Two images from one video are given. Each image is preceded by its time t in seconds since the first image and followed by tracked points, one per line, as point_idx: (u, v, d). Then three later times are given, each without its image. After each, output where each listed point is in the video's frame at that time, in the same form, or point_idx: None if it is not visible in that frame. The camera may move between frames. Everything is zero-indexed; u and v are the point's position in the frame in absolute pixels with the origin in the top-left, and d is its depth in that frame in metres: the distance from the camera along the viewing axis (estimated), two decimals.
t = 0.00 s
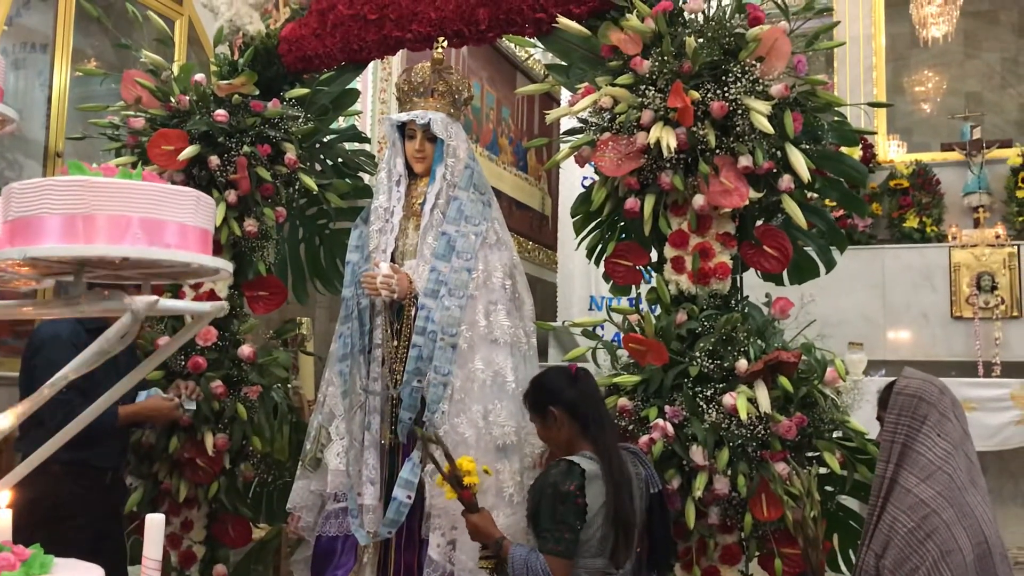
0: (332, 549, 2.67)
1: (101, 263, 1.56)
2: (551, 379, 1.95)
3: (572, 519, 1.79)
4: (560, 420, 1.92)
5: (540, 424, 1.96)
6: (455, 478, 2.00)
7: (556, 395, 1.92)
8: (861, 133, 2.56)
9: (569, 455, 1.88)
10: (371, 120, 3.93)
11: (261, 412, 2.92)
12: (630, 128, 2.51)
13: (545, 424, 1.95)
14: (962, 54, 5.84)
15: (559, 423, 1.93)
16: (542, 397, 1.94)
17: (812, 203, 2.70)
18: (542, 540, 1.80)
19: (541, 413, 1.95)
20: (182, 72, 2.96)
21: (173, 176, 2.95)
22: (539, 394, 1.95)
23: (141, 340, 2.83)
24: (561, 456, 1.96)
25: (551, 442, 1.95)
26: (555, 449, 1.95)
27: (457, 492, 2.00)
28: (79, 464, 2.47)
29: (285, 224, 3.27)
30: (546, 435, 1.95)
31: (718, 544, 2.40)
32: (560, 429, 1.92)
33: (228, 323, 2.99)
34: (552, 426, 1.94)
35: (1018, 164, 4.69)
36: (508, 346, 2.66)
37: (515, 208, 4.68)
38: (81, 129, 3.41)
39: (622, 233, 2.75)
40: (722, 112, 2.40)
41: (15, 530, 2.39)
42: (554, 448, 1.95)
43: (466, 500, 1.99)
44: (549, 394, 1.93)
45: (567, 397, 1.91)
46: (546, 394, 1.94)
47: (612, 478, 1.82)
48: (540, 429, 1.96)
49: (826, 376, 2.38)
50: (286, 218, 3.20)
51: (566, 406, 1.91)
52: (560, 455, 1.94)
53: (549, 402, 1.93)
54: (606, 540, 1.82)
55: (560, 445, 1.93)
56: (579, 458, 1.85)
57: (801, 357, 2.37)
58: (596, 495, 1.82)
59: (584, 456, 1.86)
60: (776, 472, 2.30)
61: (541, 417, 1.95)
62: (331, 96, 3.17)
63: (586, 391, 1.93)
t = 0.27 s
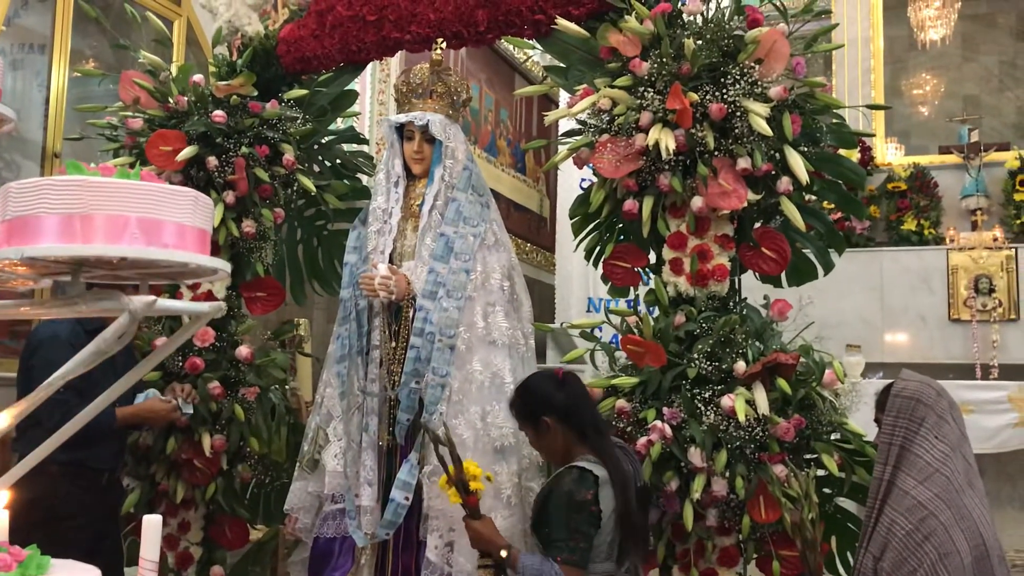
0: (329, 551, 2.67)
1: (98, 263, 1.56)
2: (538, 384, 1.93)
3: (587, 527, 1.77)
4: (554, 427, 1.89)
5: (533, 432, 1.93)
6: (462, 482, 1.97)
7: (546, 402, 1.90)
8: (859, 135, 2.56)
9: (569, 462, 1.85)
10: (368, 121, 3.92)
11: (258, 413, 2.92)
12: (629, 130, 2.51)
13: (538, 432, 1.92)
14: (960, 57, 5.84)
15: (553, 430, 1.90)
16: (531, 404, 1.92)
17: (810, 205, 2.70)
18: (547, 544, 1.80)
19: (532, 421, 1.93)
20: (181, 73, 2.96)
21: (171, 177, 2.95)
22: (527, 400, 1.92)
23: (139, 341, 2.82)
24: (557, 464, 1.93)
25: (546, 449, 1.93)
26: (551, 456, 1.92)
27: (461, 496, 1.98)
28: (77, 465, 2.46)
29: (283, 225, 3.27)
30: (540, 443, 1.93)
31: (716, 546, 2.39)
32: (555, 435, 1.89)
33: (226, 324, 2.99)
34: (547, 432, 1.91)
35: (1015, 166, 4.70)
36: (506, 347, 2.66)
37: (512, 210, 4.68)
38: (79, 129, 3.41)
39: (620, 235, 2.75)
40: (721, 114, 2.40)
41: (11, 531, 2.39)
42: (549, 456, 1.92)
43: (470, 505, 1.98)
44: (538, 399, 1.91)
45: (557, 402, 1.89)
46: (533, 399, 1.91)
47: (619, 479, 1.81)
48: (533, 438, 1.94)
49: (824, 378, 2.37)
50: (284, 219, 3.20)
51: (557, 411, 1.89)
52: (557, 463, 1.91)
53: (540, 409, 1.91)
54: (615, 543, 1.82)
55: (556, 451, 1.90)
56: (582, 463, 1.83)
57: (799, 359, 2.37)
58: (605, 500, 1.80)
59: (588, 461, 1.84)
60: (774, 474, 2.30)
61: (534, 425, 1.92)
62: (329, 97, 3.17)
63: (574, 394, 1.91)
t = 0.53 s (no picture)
0: (326, 552, 2.68)
1: (95, 262, 1.55)
2: (526, 391, 1.91)
3: (590, 537, 1.76)
4: (543, 435, 1.89)
5: (522, 439, 1.93)
6: (456, 499, 1.98)
7: (534, 408, 1.88)
8: (858, 136, 2.56)
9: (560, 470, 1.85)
10: (366, 122, 3.92)
11: (255, 414, 2.90)
12: (627, 130, 2.50)
13: (528, 439, 1.92)
14: (958, 58, 5.84)
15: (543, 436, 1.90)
16: (519, 411, 1.91)
17: (809, 205, 2.70)
18: (544, 545, 1.79)
19: (521, 428, 1.92)
20: (178, 73, 2.95)
21: (169, 177, 2.94)
22: (514, 407, 1.91)
23: (136, 341, 2.82)
24: (549, 470, 1.93)
25: (538, 457, 1.92)
26: (542, 463, 1.92)
27: (456, 514, 1.98)
28: (74, 465, 2.45)
29: (281, 225, 3.27)
30: (531, 450, 1.92)
31: (714, 546, 2.38)
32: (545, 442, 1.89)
33: (224, 325, 2.98)
34: (538, 439, 1.90)
35: (1013, 167, 4.70)
36: (504, 347, 2.65)
37: (511, 211, 4.68)
38: (77, 129, 3.40)
39: (619, 235, 2.74)
40: (719, 114, 2.40)
41: (7, 531, 2.38)
42: (541, 463, 1.92)
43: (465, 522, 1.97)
44: (525, 406, 1.89)
45: (546, 409, 1.88)
46: (521, 405, 1.90)
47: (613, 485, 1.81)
48: (524, 445, 1.93)
49: (822, 378, 2.37)
50: (282, 219, 3.19)
51: (546, 417, 1.88)
52: (549, 469, 1.91)
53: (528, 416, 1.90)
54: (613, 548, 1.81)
55: (547, 458, 1.90)
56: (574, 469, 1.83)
57: (797, 359, 2.37)
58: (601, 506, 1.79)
59: (583, 469, 1.83)
60: (772, 475, 2.29)
61: (523, 433, 1.92)
62: (328, 97, 3.16)
63: (562, 398, 1.90)
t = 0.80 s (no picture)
0: (323, 553, 2.67)
1: (91, 262, 1.55)
2: (525, 393, 1.90)
3: (587, 543, 1.75)
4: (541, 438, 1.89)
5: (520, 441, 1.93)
6: (448, 501, 1.93)
7: (532, 412, 1.88)
8: (855, 137, 2.57)
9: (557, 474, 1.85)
10: (364, 123, 3.91)
11: (253, 415, 2.90)
12: (624, 131, 2.50)
13: (526, 441, 1.92)
14: (955, 60, 5.85)
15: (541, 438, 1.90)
16: (517, 414, 1.90)
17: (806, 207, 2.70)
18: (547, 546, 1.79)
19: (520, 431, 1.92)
20: (175, 74, 2.94)
21: (166, 178, 2.94)
22: (512, 410, 1.90)
23: (133, 342, 2.81)
24: (548, 470, 1.93)
25: (537, 458, 1.92)
26: (540, 464, 1.93)
27: (448, 516, 1.95)
28: (71, 467, 2.45)
29: (278, 226, 3.26)
30: (529, 452, 1.92)
31: (712, 547, 2.39)
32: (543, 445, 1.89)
33: (220, 326, 2.98)
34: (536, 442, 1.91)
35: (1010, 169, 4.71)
36: (502, 349, 2.65)
37: (508, 212, 4.68)
38: (74, 130, 3.40)
39: (616, 236, 2.74)
40: (717, 115, 2.39)
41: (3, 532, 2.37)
42: (539, 464, 1.92)
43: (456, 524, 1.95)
44: (523, 409, 1.89)
45: (544, 412, 1.87)
46: (519, 408, 1.89)
47: (612, 490, 1.80)
48: (523, 446, 1.94)
49: (820, 380, 2.37)
50: (279, 220, 3.18)
51: (545, 421, 1.88)
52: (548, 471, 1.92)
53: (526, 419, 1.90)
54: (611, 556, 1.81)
55: (545, 460, 1.91)
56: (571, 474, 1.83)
57: (794, 360, 2.36)
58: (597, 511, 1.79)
59: (582, 473, 1.83)
60: (769, 476, 2.28)
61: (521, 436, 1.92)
62: (325, 98, 3.15)
63: (560, 400, 1.89)
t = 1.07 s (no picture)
0: (321, 555, 2.68)
1: (89, 263, 1.55)
2: (531, 393, 1.89)
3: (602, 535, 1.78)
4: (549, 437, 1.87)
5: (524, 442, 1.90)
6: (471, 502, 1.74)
7: (539, 411, 1.87)
8: (852, 139, 2.58)
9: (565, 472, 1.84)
10: (362, 124, 3.91)
11: (251, 416, 2.91)
12: (622, 132, 2.51)
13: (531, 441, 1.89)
14: (953, 62, 5.86)
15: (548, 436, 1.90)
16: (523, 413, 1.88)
17: (804, 208, 2.70)
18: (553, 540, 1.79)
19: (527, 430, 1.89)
20: (173, 75, 2.93)
21: (164, 179, 2.94)
22: (517, 410, 1.88)
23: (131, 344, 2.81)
24: (547, 472, 1.91)
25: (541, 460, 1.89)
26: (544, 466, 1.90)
27: (464, 509, 1.74)
28: (69, 467, 2.45)
29: (277, 227, 3.26)
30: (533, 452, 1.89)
31: (710, 549, 2.39)
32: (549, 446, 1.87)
33: (218, 327, 2.98)
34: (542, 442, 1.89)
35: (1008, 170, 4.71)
36: (500, 350, 2.65)
37: (507, 213, 4.68)
38: (72, 131, 3.40)
39: (614, 238, 2.74)
40: (715, 116, 2.40)
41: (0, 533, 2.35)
42: (543, 465, 1.90)
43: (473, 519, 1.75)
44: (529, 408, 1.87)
45: (552, 411, 1.87)
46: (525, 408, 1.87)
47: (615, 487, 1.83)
48: (526, 446, 1.90)
49: (818, 381, 2.38)
50: (277, 221, 3.18)
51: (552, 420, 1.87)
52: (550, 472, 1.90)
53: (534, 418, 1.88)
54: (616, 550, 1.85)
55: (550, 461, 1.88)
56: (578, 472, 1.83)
57: (793, 361, 2.35)
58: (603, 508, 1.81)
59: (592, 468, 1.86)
60: (768, 477, 2.28)
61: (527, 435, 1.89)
62: (323, 99, 3.15)
63: (566, 400, 1.90)
